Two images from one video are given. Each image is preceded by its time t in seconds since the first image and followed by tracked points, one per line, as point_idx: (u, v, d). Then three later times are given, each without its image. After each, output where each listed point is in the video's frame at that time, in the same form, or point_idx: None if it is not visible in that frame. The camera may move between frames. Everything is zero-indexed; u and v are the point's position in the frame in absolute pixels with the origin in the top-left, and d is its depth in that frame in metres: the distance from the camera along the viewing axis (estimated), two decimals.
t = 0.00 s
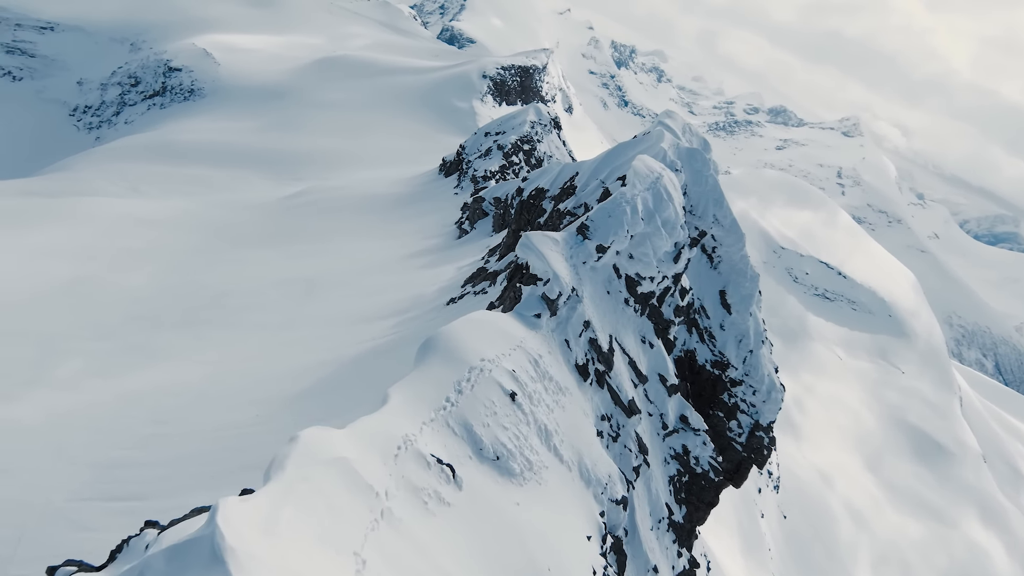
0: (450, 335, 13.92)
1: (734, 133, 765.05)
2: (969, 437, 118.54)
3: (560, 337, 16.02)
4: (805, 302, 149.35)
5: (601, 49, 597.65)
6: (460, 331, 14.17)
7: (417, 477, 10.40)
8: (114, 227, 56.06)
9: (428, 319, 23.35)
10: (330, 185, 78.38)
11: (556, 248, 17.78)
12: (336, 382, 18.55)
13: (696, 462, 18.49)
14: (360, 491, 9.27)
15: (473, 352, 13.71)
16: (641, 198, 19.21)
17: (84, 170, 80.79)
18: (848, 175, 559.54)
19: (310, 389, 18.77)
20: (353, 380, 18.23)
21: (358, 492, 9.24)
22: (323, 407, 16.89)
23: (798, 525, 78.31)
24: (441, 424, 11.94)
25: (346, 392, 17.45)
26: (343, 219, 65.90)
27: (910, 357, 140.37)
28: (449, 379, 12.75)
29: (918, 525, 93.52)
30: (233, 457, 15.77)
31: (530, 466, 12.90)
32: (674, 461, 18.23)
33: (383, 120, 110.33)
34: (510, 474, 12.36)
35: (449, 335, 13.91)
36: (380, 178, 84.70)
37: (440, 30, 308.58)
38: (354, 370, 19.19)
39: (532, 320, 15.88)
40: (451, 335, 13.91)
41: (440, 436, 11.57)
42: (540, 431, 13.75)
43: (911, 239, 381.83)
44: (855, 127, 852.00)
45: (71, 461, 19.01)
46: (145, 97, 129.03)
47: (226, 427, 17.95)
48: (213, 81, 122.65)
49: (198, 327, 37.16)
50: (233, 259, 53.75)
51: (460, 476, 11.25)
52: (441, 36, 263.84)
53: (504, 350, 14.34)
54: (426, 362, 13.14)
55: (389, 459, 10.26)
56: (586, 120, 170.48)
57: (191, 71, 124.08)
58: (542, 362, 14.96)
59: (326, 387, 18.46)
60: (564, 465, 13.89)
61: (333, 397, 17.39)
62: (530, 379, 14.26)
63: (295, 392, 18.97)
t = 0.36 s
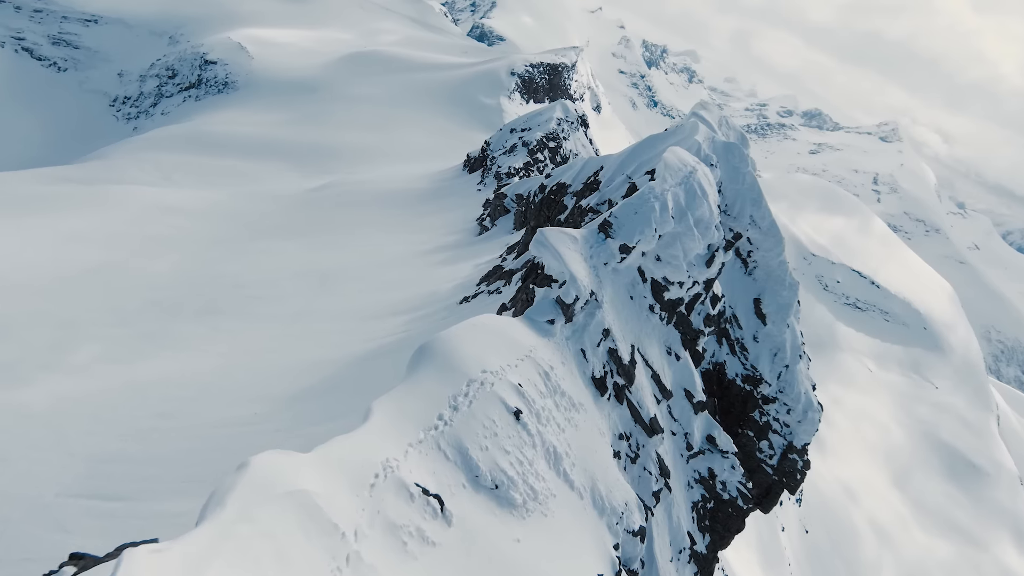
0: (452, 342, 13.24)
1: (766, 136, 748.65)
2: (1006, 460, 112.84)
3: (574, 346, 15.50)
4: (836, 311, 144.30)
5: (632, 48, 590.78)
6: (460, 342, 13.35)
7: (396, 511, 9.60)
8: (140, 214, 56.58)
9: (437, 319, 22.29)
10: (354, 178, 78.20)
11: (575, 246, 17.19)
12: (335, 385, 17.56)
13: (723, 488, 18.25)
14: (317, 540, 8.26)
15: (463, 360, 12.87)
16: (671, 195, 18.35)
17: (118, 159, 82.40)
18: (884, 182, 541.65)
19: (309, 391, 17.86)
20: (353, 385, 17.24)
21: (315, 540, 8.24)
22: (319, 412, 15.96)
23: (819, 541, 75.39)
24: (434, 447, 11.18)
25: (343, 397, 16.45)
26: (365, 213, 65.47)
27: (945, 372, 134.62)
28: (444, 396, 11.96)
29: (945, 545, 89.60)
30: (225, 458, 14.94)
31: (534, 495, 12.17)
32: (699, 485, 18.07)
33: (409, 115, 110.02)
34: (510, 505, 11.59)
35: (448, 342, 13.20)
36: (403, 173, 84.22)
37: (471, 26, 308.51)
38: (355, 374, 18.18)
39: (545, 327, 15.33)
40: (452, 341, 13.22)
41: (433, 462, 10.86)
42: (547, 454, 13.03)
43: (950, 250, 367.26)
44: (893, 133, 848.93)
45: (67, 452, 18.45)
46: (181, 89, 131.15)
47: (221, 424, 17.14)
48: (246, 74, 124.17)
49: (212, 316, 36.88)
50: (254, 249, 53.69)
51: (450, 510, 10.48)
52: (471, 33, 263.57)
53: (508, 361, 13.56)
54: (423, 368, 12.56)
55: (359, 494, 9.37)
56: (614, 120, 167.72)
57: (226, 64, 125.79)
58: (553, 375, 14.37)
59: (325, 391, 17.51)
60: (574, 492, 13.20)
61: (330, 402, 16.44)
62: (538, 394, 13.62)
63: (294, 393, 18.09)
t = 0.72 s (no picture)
0: (445, 355, 12.13)
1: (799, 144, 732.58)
2: None
3: (590, 361, 14.64)
4: (864, 327, 139.27)
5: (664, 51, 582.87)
6: (455, 354, 12.23)
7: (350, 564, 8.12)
8: (166, 198, 56.77)
9: (444, 322, 20.86)
10: (377, 171, 77.66)
11: (594, 248, 16.13)
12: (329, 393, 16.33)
13: (748, 523, 17.60)
14: None
15: (445, 374, 11.76)
16: (707, 192, 17.53)
17: (148, 144, 83.47)
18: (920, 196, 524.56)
19: (304, 395, 16.70)
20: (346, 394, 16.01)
21: None
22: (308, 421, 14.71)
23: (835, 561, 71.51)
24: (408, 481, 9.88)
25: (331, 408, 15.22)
26: (385, 206, 64.74)
27: (977, 396, 129.17)
28: (427, 420, 10.78)
29: None
30: (204, 457, 13.84)
31: (531, 538, 11.01)
32: (721, 520, 17.46)
33: (435, 111, 109.41)
34: (500, 551, 10.38)
35: (440, 354, 12.10)
36: (426, 168, 83.43)
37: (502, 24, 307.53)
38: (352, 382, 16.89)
39: (555, 338, 14.28)
40: (446, 353, 12.15)
41: (407, 500, 9.59)
42: (549, 487, 12.03)
43: (988, 269, 353.72)
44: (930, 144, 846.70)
45: (57, 435, 17.74)
46: (215, 79, 132.69)
47: (211, 418, 16.22)
48: (279, 65, 125.03)
49: (225, 304, 36.38)
50: (273, 237, 53.29)
51: (423, 559, 9.13)
52: (502, 31, 262.57)
53: (502, 379, 12.43)
54: (415, 378, 11.55)
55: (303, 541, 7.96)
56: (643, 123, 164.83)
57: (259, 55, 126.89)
58: (560, 396, 13.36)
59: (318, 397, 16.25)
60: (579, 530, 12.20)
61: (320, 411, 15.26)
62: (539, 420, 12.51)
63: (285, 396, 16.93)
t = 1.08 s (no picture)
0: (430, 375, 11.01)
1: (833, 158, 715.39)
2: None
3: (605, 385, 13.57)
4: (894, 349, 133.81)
5: (698, 58, 574.40)
6: (443, 375, 11.13)
7: None
8: (190, 182, 56.85)
9: (451, 325, 19.44)
10: (401, 166, 77.05)
11: (615, 252, 14.99)
12: (315, 399, 15.10)
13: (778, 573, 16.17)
14: None
15: (419, 400, 10.56)
16: (752, 195, 16.36)
17: (180, 129, 84.39)
18: (959, 217, 506.38)
19: (291, 398, 15.51)
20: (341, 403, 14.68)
21: None
22: (292, 428, 13.51)
23: None
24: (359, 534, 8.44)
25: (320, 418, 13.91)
26: (406, 199, 64.08)
27: (1010, 429, 123.20)
28: (394, 457, 9.51)
29: None
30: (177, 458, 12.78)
31: None
32: (746, 568, 15.95)
33: (463, 108, 108.63)
34: None
35: (425, 374, 11.00)
36: (450, 164, 82.46)
37: (535, 25, 306.06)
38: (345, 387, 15.63)
39: (565, 355, 13.32)
40: (433, 374, 11.08)
41: (355, 562, 8.13)
42: (546, 540, 10.57)
43: None
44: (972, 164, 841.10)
45: (41, 419, 16.98)
46: (250, 68, 134.15)
47: (195, 413, 15.26)
48: (313, 57, 125.79)
49: (235, 290, 35.79)
50: (292, 225, 52.83)
51: None
52: (536, 32, 261.35)
53: (490, 407, 11.14)
54: (396, 400, 10.49)
55: None
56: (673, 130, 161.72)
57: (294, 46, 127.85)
58: (566, 426, 12.19)
59: (305, 403, 15.06)
60: None
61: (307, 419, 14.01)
62: (535, 458, 11.17)
63: (274, 398, 15.72)
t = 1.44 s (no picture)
0: (400, 416, 9.13)
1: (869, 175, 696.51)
2: None
3: (620, 422, 12.22)
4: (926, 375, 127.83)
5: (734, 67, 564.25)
6: (416, 416, 9.26)
7: None
8: (216, 166, 56.89)
9: (454, 330, 18.03)
10: (425, 161, 76.24)
11: (642, 259, 13.43)
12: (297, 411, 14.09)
13: None
14: None
15: (373, 448, 8.62)
16: (812, 200, 14.66)
17: (211, 115, 85.22)
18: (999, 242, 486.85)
19: (271, 406, 14.44)
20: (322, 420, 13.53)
21: None
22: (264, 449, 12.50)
23: None
24: None
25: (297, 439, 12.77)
26: (428, 194, 63.16)
27: None
28: (329, 524, 7.58)
29: None
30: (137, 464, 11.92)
31: None
32: None
33: (492, 106, 107.64)
34: None
35: (394, 413, 9.13)
36: (474, 161, 81.35)
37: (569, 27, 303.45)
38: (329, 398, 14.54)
39: (573, 385, 11.78)
40: (404, 413, 9.20)
41: None
42: None
43: None
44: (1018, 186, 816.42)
45: (24, 402, 16.28)
46: (285, 59, 135.24)
47: (171, 408, 14.29)
48: (347, 49, 126.08)
49: (247, 278, 35.13)
50: (313, 213, 52.23)
51: None
52: (570, 34, 258.90)
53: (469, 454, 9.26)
54: (354, 444, 8.62)
55: None
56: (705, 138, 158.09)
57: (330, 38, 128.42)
58: (567, 477, 10.50)
59: (284, 416, 13.99)
60: None
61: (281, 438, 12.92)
62: (520, 520, 9.33)
63: (254, 404, 14.67)
